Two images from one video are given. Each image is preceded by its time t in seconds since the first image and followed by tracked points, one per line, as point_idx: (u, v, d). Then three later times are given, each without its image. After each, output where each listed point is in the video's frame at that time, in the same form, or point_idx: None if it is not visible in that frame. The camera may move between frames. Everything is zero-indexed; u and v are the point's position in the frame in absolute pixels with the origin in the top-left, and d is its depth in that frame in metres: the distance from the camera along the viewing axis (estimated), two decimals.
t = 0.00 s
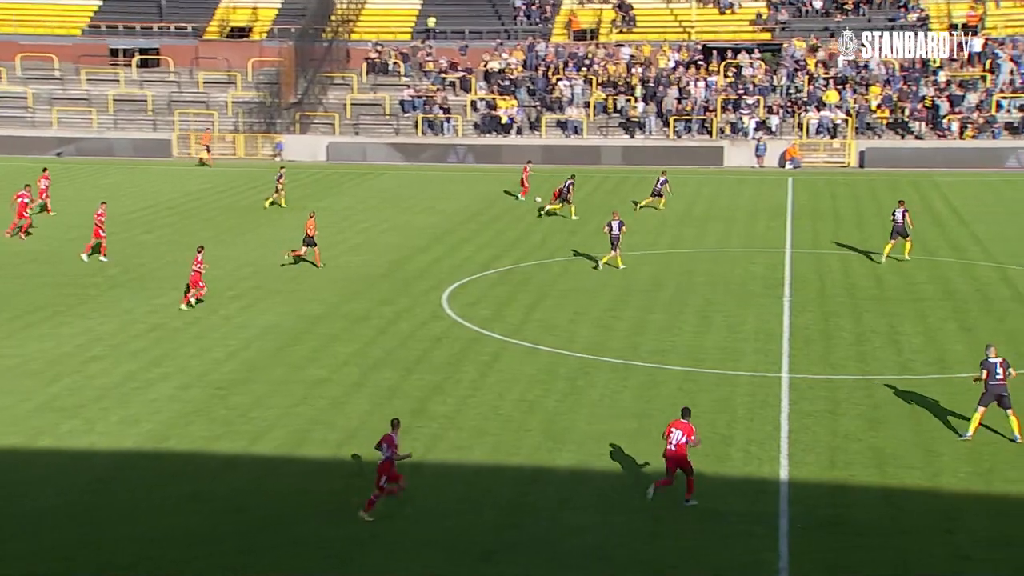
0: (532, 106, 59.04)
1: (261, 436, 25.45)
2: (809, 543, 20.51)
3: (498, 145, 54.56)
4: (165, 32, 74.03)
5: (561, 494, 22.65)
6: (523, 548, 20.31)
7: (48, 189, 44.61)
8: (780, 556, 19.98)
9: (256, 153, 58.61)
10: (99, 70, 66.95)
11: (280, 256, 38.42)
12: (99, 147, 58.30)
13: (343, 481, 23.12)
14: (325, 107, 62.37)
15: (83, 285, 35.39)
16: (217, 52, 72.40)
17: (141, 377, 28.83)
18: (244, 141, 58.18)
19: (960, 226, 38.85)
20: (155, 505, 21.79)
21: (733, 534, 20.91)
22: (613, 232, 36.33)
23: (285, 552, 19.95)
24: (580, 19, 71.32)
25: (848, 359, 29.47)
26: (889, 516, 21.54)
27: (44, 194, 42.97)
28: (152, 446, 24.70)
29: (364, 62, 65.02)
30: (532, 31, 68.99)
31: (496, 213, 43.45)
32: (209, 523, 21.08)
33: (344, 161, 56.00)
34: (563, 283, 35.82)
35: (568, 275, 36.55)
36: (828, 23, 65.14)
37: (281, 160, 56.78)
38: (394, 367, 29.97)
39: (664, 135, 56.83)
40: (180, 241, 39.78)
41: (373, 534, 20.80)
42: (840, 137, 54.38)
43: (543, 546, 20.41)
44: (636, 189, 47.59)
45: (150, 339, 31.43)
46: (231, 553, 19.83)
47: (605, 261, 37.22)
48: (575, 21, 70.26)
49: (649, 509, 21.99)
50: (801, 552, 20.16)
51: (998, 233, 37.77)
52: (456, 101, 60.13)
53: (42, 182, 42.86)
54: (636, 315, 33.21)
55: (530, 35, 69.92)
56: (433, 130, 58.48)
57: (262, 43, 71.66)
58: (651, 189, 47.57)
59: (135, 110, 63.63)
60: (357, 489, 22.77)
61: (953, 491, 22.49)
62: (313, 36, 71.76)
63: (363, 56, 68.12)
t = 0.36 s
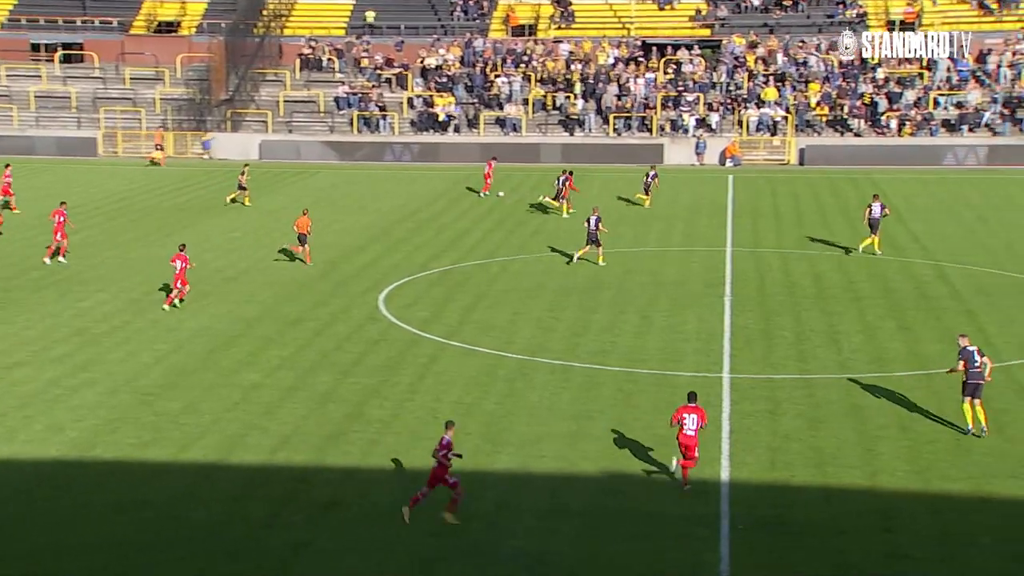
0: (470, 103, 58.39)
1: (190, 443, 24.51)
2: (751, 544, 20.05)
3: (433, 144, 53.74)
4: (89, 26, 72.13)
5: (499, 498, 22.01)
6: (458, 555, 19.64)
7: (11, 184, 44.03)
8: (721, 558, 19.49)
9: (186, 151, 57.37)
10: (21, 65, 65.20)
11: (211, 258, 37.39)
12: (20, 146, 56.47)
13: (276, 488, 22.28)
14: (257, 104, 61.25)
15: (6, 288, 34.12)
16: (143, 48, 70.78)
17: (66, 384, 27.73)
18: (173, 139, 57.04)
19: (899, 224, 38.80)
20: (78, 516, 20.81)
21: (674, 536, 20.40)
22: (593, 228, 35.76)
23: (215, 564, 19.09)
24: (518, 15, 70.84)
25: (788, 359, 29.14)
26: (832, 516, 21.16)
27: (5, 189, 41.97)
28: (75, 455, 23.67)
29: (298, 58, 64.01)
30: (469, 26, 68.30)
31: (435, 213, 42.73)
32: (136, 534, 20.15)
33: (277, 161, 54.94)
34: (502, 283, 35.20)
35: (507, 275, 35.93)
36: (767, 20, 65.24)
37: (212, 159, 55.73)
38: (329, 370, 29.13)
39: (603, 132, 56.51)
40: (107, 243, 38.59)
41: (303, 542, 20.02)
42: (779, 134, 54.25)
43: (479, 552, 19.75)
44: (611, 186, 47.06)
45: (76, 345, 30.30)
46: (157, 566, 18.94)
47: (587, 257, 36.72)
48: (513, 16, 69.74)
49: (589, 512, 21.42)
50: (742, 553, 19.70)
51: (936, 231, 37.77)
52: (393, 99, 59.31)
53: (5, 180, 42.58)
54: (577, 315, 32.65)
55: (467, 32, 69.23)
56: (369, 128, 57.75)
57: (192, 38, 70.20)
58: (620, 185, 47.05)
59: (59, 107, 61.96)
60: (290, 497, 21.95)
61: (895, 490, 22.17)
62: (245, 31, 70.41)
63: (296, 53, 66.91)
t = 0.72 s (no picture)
0: (406, 103, 58.27)
1: (123, 448, 24.18)
2: (686, 542, 20.24)
3: (367, 145, 53.45)
4: (16, 25, 70.84)
5: (438, 499, 21.98)
6: (396, 557, 19.59)
7: None
8: (657, 556, 19.65)
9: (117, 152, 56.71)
10: None
11: (145, 260, 36.91)
12: None
13: (211, 493, 22.06)
14: (190, 104, 60.65)
15: None
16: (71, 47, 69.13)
17: None
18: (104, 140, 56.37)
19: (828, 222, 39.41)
20: (8, 525, 20.45)
21: (611, 535, 20.51)
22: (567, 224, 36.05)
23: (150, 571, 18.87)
24: (454, 14, 70.64)
25: (722, 357, 29.42)
26: (765, 512, 21.41)
27: None
28: (5, 462, 23.24)
29: (231, 57, 63.39)
30: (405, 26, 68.11)
31: (372, 213, 42.57)
32: (68, 542, 19.85)
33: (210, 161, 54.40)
34: (440, 284, 35.17)
35: (445, 275, 35.87)
36: (700, 21, 65.85)
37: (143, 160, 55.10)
38: (266, 372, 28.87)
39: (539, 132, 56.69)
40: (37, 246, 37.92)
41: (240, 547, 19.84)
42: (713, 134, 54.77)
43: (417, 553, 19.72)
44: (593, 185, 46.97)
45: (5, 350, 29.74)
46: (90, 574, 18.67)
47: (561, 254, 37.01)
48: (448, 17, 69.72)
49: (527, 512, 21.48)
50: (678, 551, 19.87)
51: (865, 229, 38.39)
52: (328, 99, 59.02)
53: None
54: (515, 315, 32.70)
55: (402, 31, 69.02)
56: (304, 128, 57.43)
57: (123, 37, 69.07)
58: (602, 185, 47.02)
59: None
60: (226, 501, 21.74)
61: (827, 485, 22.47)
62: (176, 30, 69.49)
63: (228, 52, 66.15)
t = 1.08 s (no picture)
0: (351, 104, 58.05)
1: (64, 452, 23.86)
2: (632, 539, 20.37)
3: (311, 145, 53.11)
4: None
5: (385, 500, 21.94)
6: (343, 559, 19.51)
7: None
8: (604, 555, 19.76)
9: (57, 153, 55.99)
10: None
11: (88, 263, 36.44)
12: None
13: (155, 497, 21.84)
14: (132, 105, 60.06)
15: None
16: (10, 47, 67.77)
17: None
18: (44, 140, 55.65)
19: (772, 222, 39.80)
20: None
21: (559, 534, 20.59)
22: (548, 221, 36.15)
23: None
24: (398, 15, 70.84)
25: (668, 356, 29.61)
26: (710, 509, 21.60)
27: None
28: None
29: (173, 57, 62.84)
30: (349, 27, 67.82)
31: (318, 214, 42.37)
32: (8, 549, 19.56)
33: (153, 161, 53.85)
34: (386, 285, 35.08)
35: (392, 276, 35.77)
36: (643, 22, 66.24)
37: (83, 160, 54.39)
38: (211, 374, 28.60)
39: (485, 133, 56.67)
40: None
41: (186, 551, 19.69)
42: (658, 135, 55.14)
43: (364, 555, 19.67)
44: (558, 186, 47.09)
45: None
46: None
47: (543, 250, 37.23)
48: (393, 17, 69.58)
49: (474, 511, 21.50)
50: (624, 549, 20.00)
51: (808, 228, 38.83)
52: (272, 99, 58.72)
53: None
54: (463, 316, 32.69)
55: (347, 31, 68.70)
56: (248, 128, 56.66)
57: (63, 36, 67.86)
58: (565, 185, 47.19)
59: None
60: (170, 505, 21.52)
61: (770, 482, 22.71)
62: (117, 30, 68.65)
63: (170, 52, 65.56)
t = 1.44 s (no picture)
0: (314, 104, 57.86)
1: (24, 456, 23.65)
2: (595, 538, 20.47)
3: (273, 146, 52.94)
4: None
5: (349, 501, 21.90)
6: (307, 561, 19.48)
7: None
8: (568, 553, 19.85)
9: (16, 154, 55.37)
10: None
11: (48, 265, 36.09)
12: None
13: (117, 499, 21.71)
14: (92, 105, 59.55)
15: None
16: None
17: None
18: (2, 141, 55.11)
19: (733, 221, 40.09)
20: None
21: (522, 534, 20.65)
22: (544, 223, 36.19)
23: None
24: (361, 15, 70.66)
25: (631, 356, 29.74)
26: (673, 507, 21.74)
27: None
28: None
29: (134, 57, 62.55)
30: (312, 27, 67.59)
31: (280, 215, 42.21)
32: None
33: (113, 162, 53.39)
34: (350, 286, 35.01)
35: (356, 277, 35.70)
36: (605, 22, 66.50)
37: (42, 161, 53.87)
38: (173, 376, 28.42)
39: (449, 133, 56.66)
40: None
41: (148, 554, 19.58)
42: (621, 135, 55.38)
43: (328, 557, 19.65)
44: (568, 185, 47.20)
45: None
46: None
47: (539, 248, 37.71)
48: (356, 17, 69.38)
49: (438, 512, 21.53)
50: (587, 548, 20.11)
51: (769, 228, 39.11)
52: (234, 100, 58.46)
53: None
54: (426, 316, 32.68)
55: (310, 32, 68.44)
56: (210, 128, 56.25)
57: (21, 36, 67.06)
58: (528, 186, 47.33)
59: None
60: (132, 507, 21.40)
61: (732, 480, 22.87)
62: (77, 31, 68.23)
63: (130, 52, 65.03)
